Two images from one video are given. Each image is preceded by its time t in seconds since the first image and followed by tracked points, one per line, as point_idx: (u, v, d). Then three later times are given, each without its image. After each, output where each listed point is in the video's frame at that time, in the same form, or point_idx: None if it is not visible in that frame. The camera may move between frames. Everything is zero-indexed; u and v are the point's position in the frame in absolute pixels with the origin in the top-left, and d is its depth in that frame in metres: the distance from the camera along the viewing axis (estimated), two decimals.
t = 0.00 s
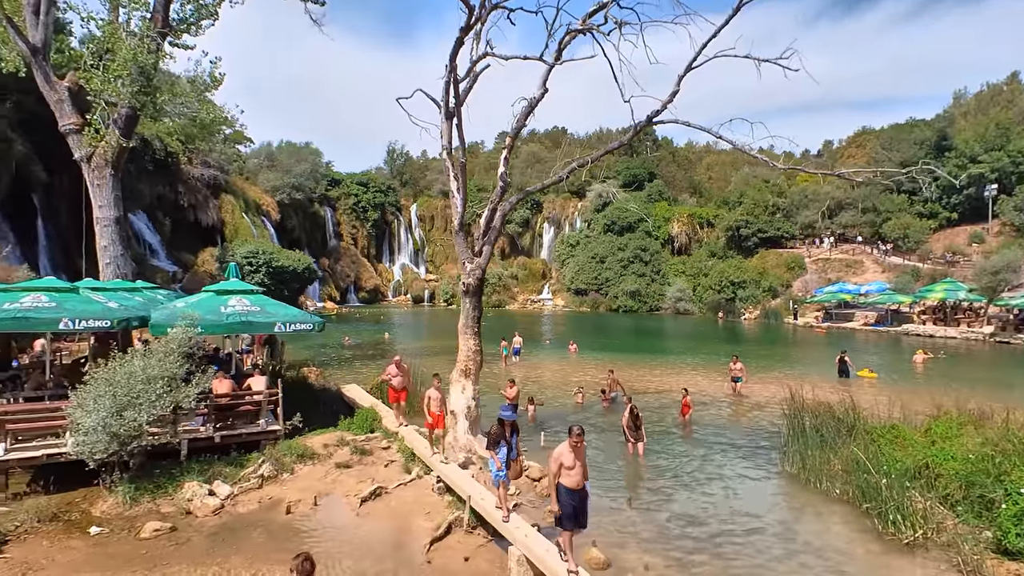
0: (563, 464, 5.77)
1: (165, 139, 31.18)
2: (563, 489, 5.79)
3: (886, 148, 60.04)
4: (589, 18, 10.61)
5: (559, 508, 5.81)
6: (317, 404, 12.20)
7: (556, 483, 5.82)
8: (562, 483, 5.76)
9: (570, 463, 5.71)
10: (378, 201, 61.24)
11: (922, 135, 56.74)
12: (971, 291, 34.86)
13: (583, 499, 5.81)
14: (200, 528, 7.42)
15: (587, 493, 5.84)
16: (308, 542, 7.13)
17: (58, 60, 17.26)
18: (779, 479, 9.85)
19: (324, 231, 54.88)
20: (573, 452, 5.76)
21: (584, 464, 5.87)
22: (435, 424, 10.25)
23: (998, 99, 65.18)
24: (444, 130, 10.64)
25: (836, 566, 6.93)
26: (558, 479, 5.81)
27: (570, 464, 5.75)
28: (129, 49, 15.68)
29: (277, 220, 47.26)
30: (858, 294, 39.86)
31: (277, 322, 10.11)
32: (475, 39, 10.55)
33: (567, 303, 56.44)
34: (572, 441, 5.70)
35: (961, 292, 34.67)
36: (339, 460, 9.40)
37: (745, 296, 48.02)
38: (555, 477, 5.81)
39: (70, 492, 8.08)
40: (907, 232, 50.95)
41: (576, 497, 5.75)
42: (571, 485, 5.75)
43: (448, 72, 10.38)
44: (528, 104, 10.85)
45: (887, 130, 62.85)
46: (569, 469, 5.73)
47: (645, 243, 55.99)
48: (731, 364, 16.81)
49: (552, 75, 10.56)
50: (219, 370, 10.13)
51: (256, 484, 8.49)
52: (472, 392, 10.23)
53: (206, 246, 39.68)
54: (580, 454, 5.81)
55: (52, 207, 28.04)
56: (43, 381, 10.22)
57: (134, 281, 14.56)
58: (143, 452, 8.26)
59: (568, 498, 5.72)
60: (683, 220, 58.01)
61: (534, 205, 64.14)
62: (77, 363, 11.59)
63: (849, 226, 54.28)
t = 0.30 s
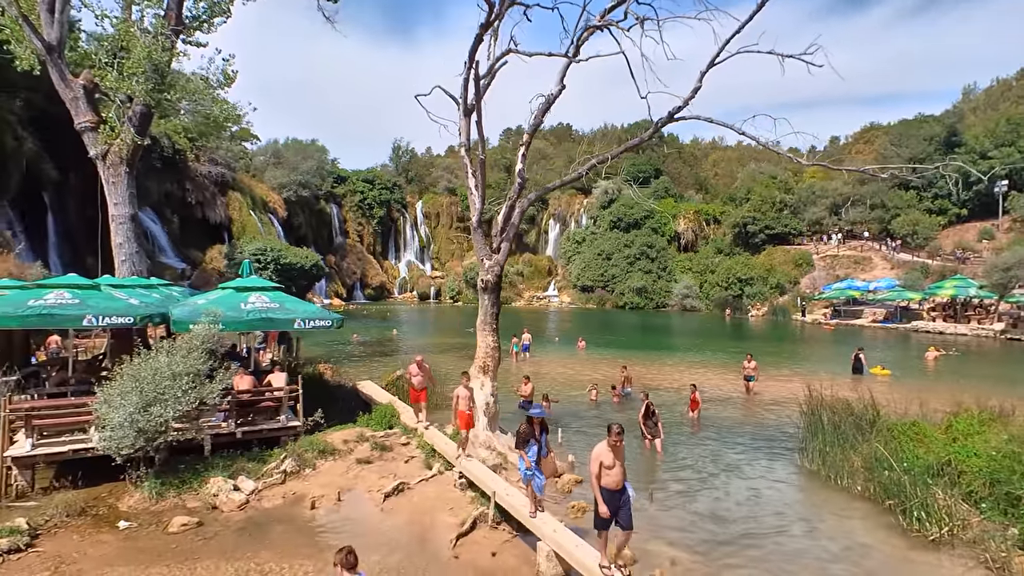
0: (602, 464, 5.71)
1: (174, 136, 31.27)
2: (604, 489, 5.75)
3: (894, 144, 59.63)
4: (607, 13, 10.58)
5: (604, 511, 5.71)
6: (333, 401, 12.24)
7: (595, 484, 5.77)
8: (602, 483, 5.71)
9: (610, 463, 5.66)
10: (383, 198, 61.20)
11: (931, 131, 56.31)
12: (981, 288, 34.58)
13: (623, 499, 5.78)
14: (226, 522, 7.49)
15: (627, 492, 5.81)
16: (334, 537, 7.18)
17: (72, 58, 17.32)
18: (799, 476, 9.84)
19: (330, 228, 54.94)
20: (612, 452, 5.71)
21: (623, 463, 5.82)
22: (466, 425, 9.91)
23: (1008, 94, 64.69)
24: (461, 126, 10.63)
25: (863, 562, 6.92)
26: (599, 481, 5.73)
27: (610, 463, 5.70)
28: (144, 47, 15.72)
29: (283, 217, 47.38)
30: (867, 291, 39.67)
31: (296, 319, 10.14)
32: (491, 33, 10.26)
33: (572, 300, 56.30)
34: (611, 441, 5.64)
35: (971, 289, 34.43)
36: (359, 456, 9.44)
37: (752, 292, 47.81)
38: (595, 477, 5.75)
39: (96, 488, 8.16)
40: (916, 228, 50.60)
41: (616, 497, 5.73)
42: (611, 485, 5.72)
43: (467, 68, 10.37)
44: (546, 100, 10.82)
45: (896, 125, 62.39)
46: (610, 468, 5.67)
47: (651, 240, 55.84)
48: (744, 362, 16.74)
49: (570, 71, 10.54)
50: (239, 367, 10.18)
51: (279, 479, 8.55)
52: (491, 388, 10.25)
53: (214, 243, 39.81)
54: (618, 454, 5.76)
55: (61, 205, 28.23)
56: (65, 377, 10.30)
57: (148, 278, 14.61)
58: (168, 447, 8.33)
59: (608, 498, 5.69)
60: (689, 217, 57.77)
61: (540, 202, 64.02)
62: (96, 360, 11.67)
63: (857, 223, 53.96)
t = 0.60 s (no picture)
0: (650, 468, 5.64)
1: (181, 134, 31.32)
2: (649, 494, 5.65)
3: (903, 140, 59.30)
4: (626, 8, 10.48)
5: (645, 516, 5.64)
6: (350, 399, 12.23)
7: (641, 488, 5.68)
8: (648, 488, 5.62)
9: (658, 466, 5.59)
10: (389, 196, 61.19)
11: (940, 127, 55.96)
12: (992, 286, 34.29)
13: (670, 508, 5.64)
14: (250, 521, 7.47)
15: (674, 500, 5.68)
16: (361, 535, 7.16)
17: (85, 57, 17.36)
18: (822, 475, 9.79)
19: (335, 226, 54.99)
20: (662, 457, 5.64)
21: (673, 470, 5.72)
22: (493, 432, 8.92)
23: (1018, 90, 64.25)
24: (480, 123, 10.58)
25: (895, 564, 6.85)
26: (644, 484, 5.67)
27: (658, 467, 5.62)
28: (157, 44, 15.73)
29: (290, 215, 47.47)
30: (876, 289, 39.48)
31: (314, 317, 10.11)
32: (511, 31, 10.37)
33: (579, 297, 56.24)
34: (662, 445, 5.57)
35: (982, 287, 34.18)
36: (379, 454, 9.42)
37: (760, 290, 47.68)
38: (641, 481, 5.67)
39: (119, 485, 8.18)
40: (925, 225, 50.30)
41: (661, 504, 5.60)
42: (657, 490, 5.61)
43: (486, 65, 10.30)
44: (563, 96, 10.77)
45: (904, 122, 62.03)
46: (657, 473, 5.60)
47: (657, 237, 55.73)
48: (759, 361, 16.66)
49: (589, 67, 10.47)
50: (257, 364, 10.18)
51: (301, 478, 8.53)
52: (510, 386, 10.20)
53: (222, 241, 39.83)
54: (668, 459, 5.67)
55: (72, 203, 28.38)
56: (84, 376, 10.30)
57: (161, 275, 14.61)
58: (191, 445, 8.34)
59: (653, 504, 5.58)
60: (696, 214, 57.54)
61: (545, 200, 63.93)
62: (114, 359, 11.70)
63: (865, 220, 53.74)
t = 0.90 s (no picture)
0: (701, 471, 5.48)
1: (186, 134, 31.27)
2: (698, 499, 5.47)
3: (910, 139, 59.03)
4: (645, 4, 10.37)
5: (689, 519, 5.52)
6: (364, 399, 12.17)
7: (690, 492, 5.52)
8: (698, 492, 5.45)
9: (709, 471, 5.42)
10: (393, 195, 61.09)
11: (948, 125, 55.67)
12: (1002, 285, 33.98)
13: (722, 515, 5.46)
14: (272, 522, 7.41)
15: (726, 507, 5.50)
16: (384, 536, 7.10)
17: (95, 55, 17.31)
18: (844, 477, 9.69)
19: (340, 225, 54.96)
20: (714, 460, 5.48)
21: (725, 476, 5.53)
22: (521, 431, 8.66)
23: None
24: (497, 121, 10.52)
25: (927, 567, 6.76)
26: (694, 488, 5.50)
27: (709, 472, 5.45)
28: (168, 42, 15.70)
29: (294, 214, 47.43)
30: (884, 288, 39.28)
31: (331, 316, 10.03)
32: (529, 29, 10.34)
33: (583, 296, 56.15)
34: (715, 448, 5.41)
35: (992, 286, 33.89)
36: (398, 454, 9.35)
37: (766, 289, 47.52)
38: (690, 485, 5.51)
39: (139, 485, 8.13)
40: (932, 224, 50.03)
41: (713, 510, 5.40)
42: (707, 496, 5.43)
43: (504, 62, 10.23)
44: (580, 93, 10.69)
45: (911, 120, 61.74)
46: (708, 477, 5.43)
47: (662, 236, 55.58)
48: (773, 361, 16.54)
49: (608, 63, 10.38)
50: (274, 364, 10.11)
51: (320, 478, 8.47)
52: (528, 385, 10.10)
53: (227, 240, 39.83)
54: (720, 464, 5.50)
55: (76, 202, 28.33)
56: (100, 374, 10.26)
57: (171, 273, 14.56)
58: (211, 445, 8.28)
59: (702, 509, 5.40)
60: (700, 213, 57.28)
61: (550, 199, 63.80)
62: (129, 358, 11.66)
63: (872, 219, 53.51)
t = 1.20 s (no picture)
0: (750, 484, 5.36)
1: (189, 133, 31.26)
2: (748, 512, 5.35)
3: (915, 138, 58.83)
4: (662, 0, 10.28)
5: (742, 533, 5.37)
6: (377, 401, 12.11)
7: (740, 505, 5.39)
8: (748, 505, 5.33)
9: (759, 483, 5.31)
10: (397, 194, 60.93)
11: (953, 124, 55.45)
12: (1009, 285, 33.67)
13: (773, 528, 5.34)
14: (291, 524, 7.33)
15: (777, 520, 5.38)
16: (405, 538, 7.03)
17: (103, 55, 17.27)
18: (864, 478, 9.61)
19: (343, 225, 54.94)
20: (764, 473, 5.36)
21: (774, 488, 5.42)
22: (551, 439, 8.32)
23: None
24: (512, 119, 10.43)
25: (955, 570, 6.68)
26: (742, 500, 5.39)
27: (759, 484, 5.33)
28: (177, 42, 15.67)
29: (298, 214, 47.37)
30: (890, 287, 39.12)
31: (346, 316, 9.95)
32: (545, 26, 10.25)
33: (586, 296, 56.12)
34: (766, 460, 5.30)
35: (998, 285, 33.61)
36: (414, 454, 9.29)
37: (770, 289, 47.42)
38: (740, 498, 5.39)
39: (155, 487, 8.07)
40: (938, 224, 49.85)
41: (764, 524, 5.28)
42: (757, 509, 5.31)
43: (520, 60, 10.14)
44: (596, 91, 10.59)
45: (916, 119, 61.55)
46: (758, 490, 5.31)
47: (666, 236, 55.48)
48: (783, 362, 16.42)
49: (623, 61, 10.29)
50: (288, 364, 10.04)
51: (338, 479, 8.40)
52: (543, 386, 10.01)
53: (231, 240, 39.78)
54: (770, 476, 5.38)
55: (82, 202, 28.18)
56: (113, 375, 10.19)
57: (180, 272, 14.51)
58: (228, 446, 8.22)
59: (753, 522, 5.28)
60: (704, 213, 57.04)
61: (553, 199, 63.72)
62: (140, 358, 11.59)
63: (876, 219, 53.35)
